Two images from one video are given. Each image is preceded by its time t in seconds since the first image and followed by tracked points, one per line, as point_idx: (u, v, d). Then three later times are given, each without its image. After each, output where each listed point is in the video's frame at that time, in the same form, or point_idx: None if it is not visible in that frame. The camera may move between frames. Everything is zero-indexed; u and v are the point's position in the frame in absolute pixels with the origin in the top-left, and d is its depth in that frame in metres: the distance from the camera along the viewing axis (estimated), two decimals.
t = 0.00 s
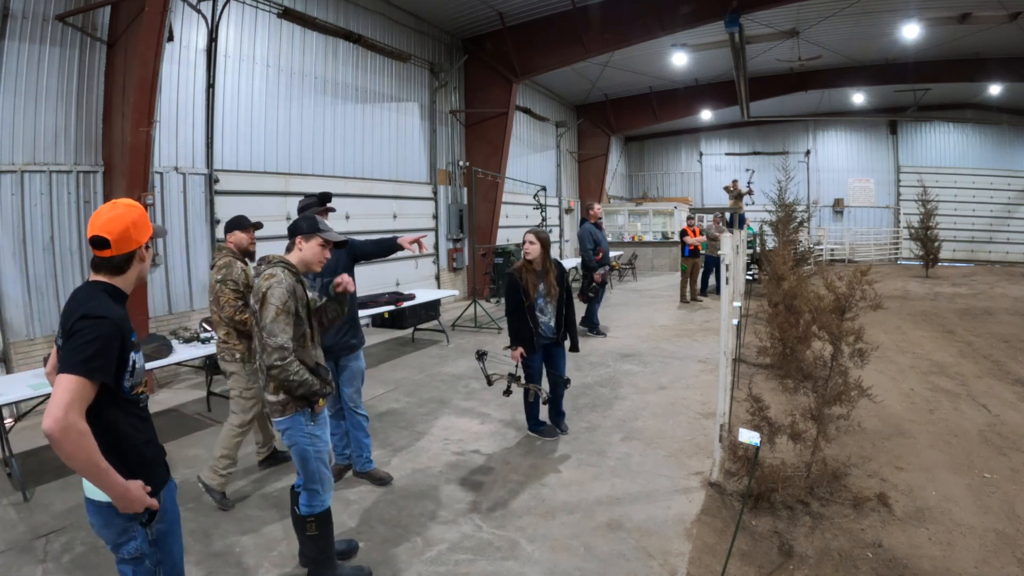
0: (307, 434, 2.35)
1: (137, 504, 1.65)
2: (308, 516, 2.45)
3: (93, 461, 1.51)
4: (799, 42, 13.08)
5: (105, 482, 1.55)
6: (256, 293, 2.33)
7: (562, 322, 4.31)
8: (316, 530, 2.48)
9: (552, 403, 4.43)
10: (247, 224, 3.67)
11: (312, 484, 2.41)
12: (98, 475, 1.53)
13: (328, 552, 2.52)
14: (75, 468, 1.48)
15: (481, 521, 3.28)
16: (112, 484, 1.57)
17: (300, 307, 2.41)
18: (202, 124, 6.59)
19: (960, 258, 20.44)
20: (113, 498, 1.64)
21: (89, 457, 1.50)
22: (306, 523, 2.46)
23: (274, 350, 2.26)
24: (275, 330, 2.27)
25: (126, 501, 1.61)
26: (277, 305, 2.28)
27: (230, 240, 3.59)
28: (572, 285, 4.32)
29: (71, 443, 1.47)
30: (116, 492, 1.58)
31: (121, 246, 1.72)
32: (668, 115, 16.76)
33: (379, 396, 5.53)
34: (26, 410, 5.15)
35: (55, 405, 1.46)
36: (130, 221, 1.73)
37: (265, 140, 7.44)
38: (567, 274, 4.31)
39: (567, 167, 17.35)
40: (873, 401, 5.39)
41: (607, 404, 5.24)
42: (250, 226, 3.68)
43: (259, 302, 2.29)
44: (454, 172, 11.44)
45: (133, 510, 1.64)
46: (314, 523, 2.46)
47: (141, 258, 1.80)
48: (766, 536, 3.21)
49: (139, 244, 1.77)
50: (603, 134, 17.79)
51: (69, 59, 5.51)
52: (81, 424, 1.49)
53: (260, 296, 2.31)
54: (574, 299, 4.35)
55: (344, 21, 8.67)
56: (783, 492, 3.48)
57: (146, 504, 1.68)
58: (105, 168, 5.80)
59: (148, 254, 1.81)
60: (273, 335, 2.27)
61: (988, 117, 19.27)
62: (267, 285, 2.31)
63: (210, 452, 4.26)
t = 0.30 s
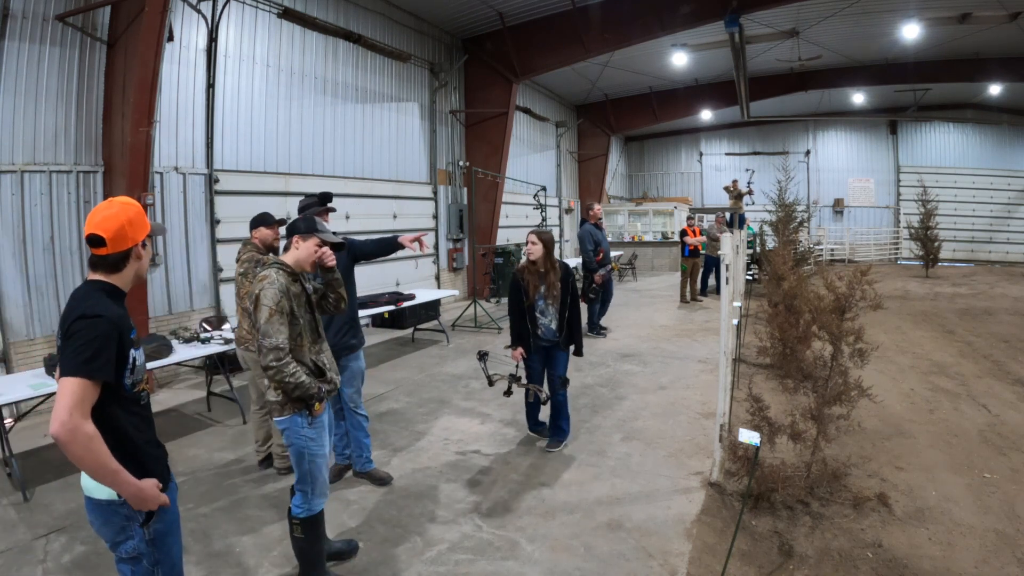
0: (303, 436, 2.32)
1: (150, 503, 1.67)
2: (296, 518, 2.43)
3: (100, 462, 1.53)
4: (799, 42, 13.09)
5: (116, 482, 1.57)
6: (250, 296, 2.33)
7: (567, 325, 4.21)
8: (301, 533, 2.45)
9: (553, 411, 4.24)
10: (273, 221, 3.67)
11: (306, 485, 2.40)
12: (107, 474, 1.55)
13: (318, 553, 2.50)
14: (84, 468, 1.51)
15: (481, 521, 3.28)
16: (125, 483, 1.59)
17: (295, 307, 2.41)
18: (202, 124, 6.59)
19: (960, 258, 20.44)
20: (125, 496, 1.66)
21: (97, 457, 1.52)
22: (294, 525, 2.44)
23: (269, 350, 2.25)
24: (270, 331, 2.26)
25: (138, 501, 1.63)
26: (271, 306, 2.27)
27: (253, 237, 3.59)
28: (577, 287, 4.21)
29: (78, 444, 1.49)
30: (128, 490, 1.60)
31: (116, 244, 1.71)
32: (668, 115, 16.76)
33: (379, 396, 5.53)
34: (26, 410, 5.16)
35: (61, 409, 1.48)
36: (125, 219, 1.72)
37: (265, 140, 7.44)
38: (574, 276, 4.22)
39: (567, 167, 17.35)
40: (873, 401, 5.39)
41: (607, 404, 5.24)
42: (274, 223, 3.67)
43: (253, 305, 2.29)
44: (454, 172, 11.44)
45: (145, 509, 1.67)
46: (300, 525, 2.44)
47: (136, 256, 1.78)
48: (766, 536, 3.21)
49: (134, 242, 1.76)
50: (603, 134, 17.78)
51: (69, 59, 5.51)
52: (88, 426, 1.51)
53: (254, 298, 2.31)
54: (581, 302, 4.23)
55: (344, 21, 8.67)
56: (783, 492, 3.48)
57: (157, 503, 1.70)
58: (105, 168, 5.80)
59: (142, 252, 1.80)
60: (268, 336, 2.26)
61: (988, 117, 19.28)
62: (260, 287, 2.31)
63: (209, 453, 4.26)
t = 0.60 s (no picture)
0: (305, 440, 2.33)
1: (166, 495, 1.71)
2: (296, 520, 2.44)
3: (114, 460, 1.56)
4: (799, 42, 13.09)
5: (132, 479, 1.60)
6: (250, 298, 2.32)
7: (571, 327, 4.18)
8: (301, 533, 2.45)
9: (552, 413, 4.28)
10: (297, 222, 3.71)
11: (305, 487, 2.40)
12: (123, 472, 1.58)
13: (318, 554, 2.50)
14: (101, 467, 1.54)
15: (481, 521, 3.28)
16: (141, 480, 1.63)
17: (295, 308, 2.41)
18: (202, 124, 6.59)
19: (960, 258, 20.44)
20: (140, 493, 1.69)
21: (110, 455, 1.55)
22: (292, 527, 2.44)
23: (271, 352, 2.25)
24: (271, 332, 2.25)
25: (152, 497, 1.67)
26: (271, 308, 2.27)
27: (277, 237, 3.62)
28: (585, 291, 4.17)
29: (93, 444, 1.52)
30: (143, 486, 1.63)
31: (107, 240, 1.68)
32: (668, 115, 16.76)
33: (379, 396, 5.53)
34: (26, 410, 5.16)
35: (71, 411, 1.50)
36: (116, 215, 1.69)
37: (265, 140, 7.44)
38: (582, 280, 4.17)
39: (567, 167, 17.35)
40: (873, 401, 5.39)
41: (607, 404, 5.23)
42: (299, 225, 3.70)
43: (252, 307, 2.28)
44: (454, 172, 11.44)
45: (160, 505, 1.70)
46: (299, 527, 2.44)
47: (128, 251, 1.76)
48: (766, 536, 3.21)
49: (125, 237, 1.72)
50: (603, 134, 17.77)
51: (69, 59, 5.51)
52: (100, 426, 1.54)
53: (254, 299, 2.30)
54: (589, 306, 4.19)
55: (344, 21, 8.67)
56: (783, 492, 3.48)
57: (171, 499, 1.74)
58: (105, 168, 5.80)
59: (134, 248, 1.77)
60: (269, 337, 2.25)
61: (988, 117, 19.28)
62: (259, 288, 2.31)
63: (209, 453, 4.26)
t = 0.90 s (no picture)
0: (304, 442, 2.33)
1: (170, 495, 1.71)
2: (293, 521, 2.44)
3: (120, 458, 1.56)
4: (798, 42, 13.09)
5: (136, 480, 1.60)
6: (253, 298, 2.31)
7: (571, 328, 4.16)
8: (300, 534, 2.45)
9: (552, 413, 4.28)
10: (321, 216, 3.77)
11: (302, 488, 2.40)
12: (129, 470, 1.59)
13: (316, 555, 2.50)
14: (107, 465, 1.55)
15: (481, 521, 3.28)
16: (147, 480, 1.63)
17: (296, 309, 2.40)
18: (202, 124, 6.59)
19: (960, 258, 20.45)
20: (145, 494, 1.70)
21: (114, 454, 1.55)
22: (290, 527, 2.45)
23: (272, 353, 2.25)
24: (271, 334, 2.25)
25: (158, 498, 1.67)
26: (272, 309, 2.27)
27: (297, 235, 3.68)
28: (588, 291, 4.14)
29: (97, 444, 1.52)
30: (149, 485, 1.64)
31: (95, 237, 1.67)
32: (667, 115, 16.77)
33: (379, 396, 5.54)
34: (26, 410, 5.16)
35: (75, 410, 1.51)
36: (103, 213, 1.68)
37: (265, 140, 7.44)
38: (584, 279, 4.13)
39: (567, 167, 17.35)
40: (873, 401, 5.39)
41: (608, 404, 5.24)
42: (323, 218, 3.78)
43: (254, 307, 2.28)
44: (454, 172, 11.44)
45: (164, 508, 1.70)
46: (298, 527, 2.44)
47: (118, 249, 1.74)
48: (765, 536, 3.21)
49: (114, 235, 1.71)
50: (603, 134, 17.77)
51: (69, 59, 5.51)
52: (104, 426, 1.55)
53: (255, 299, 2.30)
54: (591, 306, 4.17)
55: (344, 21, 8.67)
56: (783, 492, 3.48)
57: (176, 501, 1.75)
58: (105, 168, 5.80)
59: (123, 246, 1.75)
60: (270, 338, 2.25)
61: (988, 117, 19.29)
62: (260, 288, 2.31)
63: (209, 453, 4.26)
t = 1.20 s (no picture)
0: (303, 442, 2.34)
1: (170, 497, 1.70)
2: (293, 521, 2.43)
3: (120, 459, 1.56)
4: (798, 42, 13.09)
5: (138, 481, 1.61)
6: (252, 298, 2.31)
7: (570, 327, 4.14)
8: (300, 534, 2.45)
9: (554, 412, 4.27)
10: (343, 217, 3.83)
11: (301, 488, 2.40)
12: (130, 471, 1.59)
13: (316, 555, 2.50)
14: (108, 467, 1.55)
15: (481, 521, 3.28)
16: (149, 479, 1.63)
17: (296, 310, 2.40)
18: (202, 124, 6.59)
19: (960, 258, 20.45)
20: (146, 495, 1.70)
21: (115, 455, 1.55)
22: (290, 527, 2.44)
23: (271, 354, 2.25)
24: (271, 334, 2.25)
25: (159, 498, 1.67)
26: (271, 309, 2.27)
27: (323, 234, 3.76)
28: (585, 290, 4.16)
29: (97, 444, 1.53)
30: (150, 487, 1.64)
31: (81, 237, 1.66)
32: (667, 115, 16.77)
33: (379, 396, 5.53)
34: (26, 409, 5.16)
35: (74, 410, 1.51)
36: (93, 214, 1.66)
37: (265, 140, 7.44)
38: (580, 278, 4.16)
39: (567, 167, 17.34)
40: (873, 401, 5.39)
41: (608, 404, 5.24)
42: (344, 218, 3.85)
43: (254, 307, 2.28)
44: (454, 172, 11.44)
45: (164, 511, 1.70)
46: (298, 528, 2.44)
47: (108, 249, 1.71)
48: (766, 536, 3.21)
49: (100, 236, 1.68)
50: (603, 134, 17.77)
51: (69, 59, 5.51)
52: (103, 427, 1.55)
53: (255, 299, 2.30)
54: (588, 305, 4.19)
55: (344, 21, 8.67)
56: (783, 492, 3.48)
57: (177, 504, 1.75)
58: (105, 168, 5.81)
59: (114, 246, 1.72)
60: (269, 339, 2.25)
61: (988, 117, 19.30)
62: (260, 289, 2.31)
63: (209, 453, 4.26)
